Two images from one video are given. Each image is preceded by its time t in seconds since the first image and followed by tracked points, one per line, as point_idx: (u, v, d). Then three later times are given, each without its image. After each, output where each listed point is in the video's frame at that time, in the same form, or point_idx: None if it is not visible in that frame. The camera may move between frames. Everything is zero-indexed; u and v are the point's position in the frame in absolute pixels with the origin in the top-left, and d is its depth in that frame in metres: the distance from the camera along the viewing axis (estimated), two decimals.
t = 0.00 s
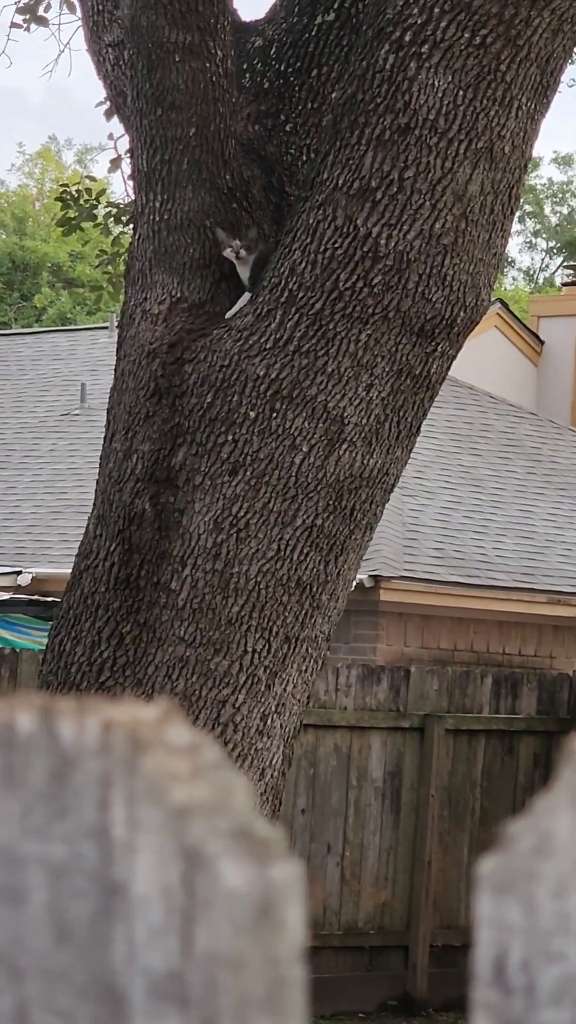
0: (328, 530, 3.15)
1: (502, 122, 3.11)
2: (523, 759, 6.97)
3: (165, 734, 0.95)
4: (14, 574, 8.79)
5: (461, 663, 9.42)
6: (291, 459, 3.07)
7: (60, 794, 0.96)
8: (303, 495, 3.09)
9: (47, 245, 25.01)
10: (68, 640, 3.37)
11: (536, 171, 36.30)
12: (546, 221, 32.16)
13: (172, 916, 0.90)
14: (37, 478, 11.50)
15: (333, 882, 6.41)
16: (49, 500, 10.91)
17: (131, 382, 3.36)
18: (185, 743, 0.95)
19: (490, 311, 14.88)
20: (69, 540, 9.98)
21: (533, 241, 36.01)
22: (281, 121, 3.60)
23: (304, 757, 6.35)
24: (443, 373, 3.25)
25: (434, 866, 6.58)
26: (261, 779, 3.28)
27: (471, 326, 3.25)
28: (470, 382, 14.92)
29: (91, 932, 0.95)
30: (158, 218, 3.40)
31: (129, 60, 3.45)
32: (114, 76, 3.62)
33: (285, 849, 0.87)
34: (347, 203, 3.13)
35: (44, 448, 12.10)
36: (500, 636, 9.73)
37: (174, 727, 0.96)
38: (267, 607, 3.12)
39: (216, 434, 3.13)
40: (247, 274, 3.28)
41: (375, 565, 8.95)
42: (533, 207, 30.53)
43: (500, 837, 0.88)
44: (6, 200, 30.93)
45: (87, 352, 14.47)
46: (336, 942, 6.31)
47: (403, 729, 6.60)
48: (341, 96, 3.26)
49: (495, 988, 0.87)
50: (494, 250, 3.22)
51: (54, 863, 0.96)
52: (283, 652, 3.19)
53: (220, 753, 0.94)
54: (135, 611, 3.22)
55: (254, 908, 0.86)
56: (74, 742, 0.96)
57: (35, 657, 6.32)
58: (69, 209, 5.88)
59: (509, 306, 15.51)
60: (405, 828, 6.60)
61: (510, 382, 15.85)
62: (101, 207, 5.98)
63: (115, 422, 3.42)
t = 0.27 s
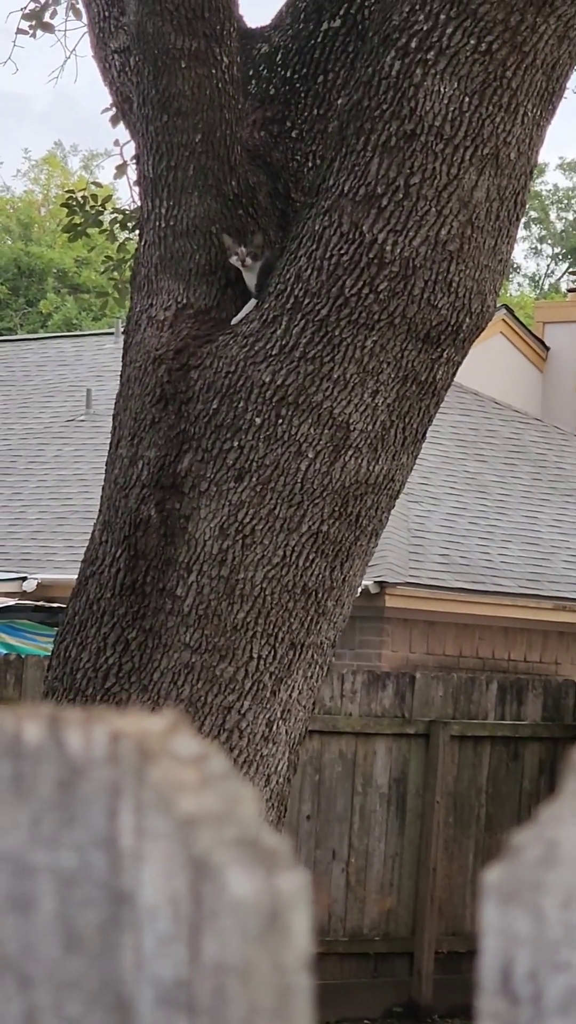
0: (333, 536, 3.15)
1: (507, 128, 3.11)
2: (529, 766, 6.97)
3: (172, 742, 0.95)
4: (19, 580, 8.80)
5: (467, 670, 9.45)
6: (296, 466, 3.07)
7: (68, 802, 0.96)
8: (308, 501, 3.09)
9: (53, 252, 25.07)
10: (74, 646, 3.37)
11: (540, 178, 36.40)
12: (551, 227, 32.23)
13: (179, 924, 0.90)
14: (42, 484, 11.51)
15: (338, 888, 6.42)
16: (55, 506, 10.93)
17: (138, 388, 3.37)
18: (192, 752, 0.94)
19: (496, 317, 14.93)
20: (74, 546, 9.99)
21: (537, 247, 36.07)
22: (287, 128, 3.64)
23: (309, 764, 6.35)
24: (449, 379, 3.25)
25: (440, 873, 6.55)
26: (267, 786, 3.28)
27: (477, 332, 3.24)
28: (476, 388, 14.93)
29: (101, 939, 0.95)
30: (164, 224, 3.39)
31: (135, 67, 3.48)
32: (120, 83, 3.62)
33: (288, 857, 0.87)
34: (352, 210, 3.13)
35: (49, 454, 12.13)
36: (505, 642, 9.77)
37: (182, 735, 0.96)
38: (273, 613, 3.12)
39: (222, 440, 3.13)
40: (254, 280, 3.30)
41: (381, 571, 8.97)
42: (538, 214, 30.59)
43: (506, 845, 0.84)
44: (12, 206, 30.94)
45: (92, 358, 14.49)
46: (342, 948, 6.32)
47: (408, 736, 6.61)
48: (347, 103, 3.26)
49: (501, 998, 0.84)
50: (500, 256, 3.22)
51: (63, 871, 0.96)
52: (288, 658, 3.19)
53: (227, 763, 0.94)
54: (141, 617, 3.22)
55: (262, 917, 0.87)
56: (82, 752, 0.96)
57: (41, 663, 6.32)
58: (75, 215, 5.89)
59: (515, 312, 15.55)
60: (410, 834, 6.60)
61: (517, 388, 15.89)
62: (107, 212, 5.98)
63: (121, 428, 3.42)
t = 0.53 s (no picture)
0: (340, 542, 3.15)
1: (514, 133, 3.10)
2: (536, 772, 6.94)
3: (175, 752, 0.94)
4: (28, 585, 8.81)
5: (473, 676, 9.41)
6: (303, 471, 3.07)
7: (71, 811, 0.94)
8: (315, 506, 3.09)
9: (62, 257, 25.14)
10: (80, 652, 3.38)
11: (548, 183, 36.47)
12: (561, 232, 32.27)
13: (181, 932, 0.89)
14: (51, 489, 11.53)
15: (345, 894, 6.42)
16: (63, 510, 10.94)
17: (144, 394, 3.37)
18: (195, 763, 0.93)
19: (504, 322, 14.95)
20: (83, 550, 10.01)
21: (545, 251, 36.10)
22: (293, 133, 3.64)
23: (316, 769, 6.37)
24: (455, 385, 3.24)
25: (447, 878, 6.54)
26: (273, 792, 3.28)
27: (483, 338, 3.24)
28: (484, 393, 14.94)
29: (103, 947, 0.93)
30: (171, 230, 3.40)
31: (142, 72, 3.48)
32: (127, 88, 3.63)
33: (291, 866, 0.87)
34: (359, 215, 3.13)
35: (58, 459, 12.15)
36: (513, 648, 9.72)
37: (184, 745, 0.95)
38: (279, 619, 3.12)
39: (228, 446, 3.13)
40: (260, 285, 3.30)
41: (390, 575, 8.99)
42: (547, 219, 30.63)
43: (506, 854, 0.88)
44: (21, 211, 30.99)
45: (101, 363, 14.52)
46: (348, 954, 6.32)
47: (415, 742, 6.60)
48: (353, 108, 3.26)
49: (501, 1006, 0.87)
50: (506, 262, 3.21)
51: (65, 879, 0.94)
52: (295, 663, 3.19)
53: (229, 772, 0.93)
54: (148, 623, 3.22)
55: (263, 925, 0.87)
56: (85, 761, 0.94)
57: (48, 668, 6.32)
58: (81, 221, 5.89)
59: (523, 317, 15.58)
60: (417, 840, 6.59)
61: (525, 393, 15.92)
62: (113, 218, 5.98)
63: (128, 434, 3.42)
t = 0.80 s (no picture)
0: (347, 544, 3.15)
1: (521, 136, 3.10)
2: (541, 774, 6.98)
3: (213, 755, 0.84)
4: (33, 587, 8.82)
5: (479, 678, 9.50)
6: (310, 474, 3.06)
7: (106, 813, 0.83)
8: (322, 509, 3.09)
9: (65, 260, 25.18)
10: (88, 654, 3.38)
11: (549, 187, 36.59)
12: (563, 236, 32.37)
13: (220, 934, 0.79)
14: (56, 492, 11.54)
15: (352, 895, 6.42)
16: (67, 514, 10.95)
17: (152, 396, 3.38)
18: (232, 763, 0.84)
19: (507, 325, 14.99)
20: (87, 552, 10.01)
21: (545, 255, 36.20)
22: (300, 136, 3.65)
23: (322, 770, 6.36)
24: (462, 387, 3.24)
25: (453, 880, 6.56)
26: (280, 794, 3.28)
27: (491, 340, 3.24)
28: (489, 398, 14.98)
29: (139, 954, 0.82)
30: (179, 232, 3.42)
31: (150, 74, 3.49)
32: (134, 91, 3.64)
33: (329, 864, 0.77)
34: (366, 218, 3.13)
35: (62, 462, 12.17)
36: (519, 651, 9.81)
37: (221, 748, 0.85)
38: (286, 621, 3.12)
39: (236, 448, 3.12)
40: (267, 288, 3.30)
41: (394, 579, 9.04)
42: (548, 222, 30.74)
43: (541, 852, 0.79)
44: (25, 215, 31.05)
45: (104, 365, 14.54)
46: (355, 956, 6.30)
47: (421, 744, 6.60)
48: (361, 112, 3.27)
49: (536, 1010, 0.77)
50: (513, 264, 3.21)
51: (100, 881, 0.83)
52: (302, 666, 3.19)
53: (268, 773, 0.83)
54: (155, 625, 3.22)
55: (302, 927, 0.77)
56: (120, 765, 0.82)
57: (55, 669, 6.32)
58: (89, 223, 5.89)
59: (526, 321, 15.63)
60: (423, 842, 6.59)
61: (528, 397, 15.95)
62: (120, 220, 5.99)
63: (135, 436, 3.43)
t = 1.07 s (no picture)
0: (352, 545, 3.14)
1: (527, 137, 3.09)
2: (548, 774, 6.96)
3: (190, 748, 0.96)
4: (40, 587, 8.84)
5: (485, 678, 9.49)
6: (315, 474, 3.07)
7: (89, 809, 0.95)
8: (327, 509, 3.09)
9: (72, 260, 25.23)
10: (93, 653, 3.38)
11: (558, 186, 36.56)
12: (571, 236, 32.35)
13: (199, 928, 0.92)
14: (63, 492, 11.56)
15: (358, 896, 6.44)
16: (74, 514, 10.95)
17: (157, 396, 3.38)
18: (211, 758, 0.96)
19: (515, 325, 15.00)
20: (94, 553, 10.03)
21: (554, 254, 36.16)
22: (305, 137, 3.66)
23: (328, 771, 6.36)
24: (468, 387, 3.23)
25: (459, 882, 6.54)
26: (286, 794, 3.28)
27: (496, 340, 3.23)
28: (497, 398, 14.99)
29: (122, 941, 0.95)
30: (184, 232, 3.41)
31: (155, 74, 3.49)
32: (139, 92, 3.64)
33: (305, 862, 0.91)
34: (372, 218, 3.12)
35: (69, 462, 12.19)
36: (525, 651, 9.78)
37: (199, 739, 0.97)
38: (292, 621, 3.12)
39: (241, 448, 3.13)
40: (273, 288, 3.30)
41: (400, 579, 9.05)
42: (556, 220, 30.72)
43: (521, 852, 0.91)
44: (32, 215, 31.07)
45: (111, 365, 14.57)
46: (360, 957, 6.33)
47: (427, 744, 6.60)
48: (366, 112, 3.27)
49: (517, 1002, 0.89)
50: (519, 265, 3.20)
51: (86, 875, 0.96)
52: (308, 666, 3.19)
53: (245, 770, 0.96)
54: (161, 625, 3.22)
55: (277, 921, 0.90)
56: (101, 758, 0.95)
57: (61, 670, 6.34)
58: (95, 223, 5.90)
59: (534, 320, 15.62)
60: (429, 843, 6.60)
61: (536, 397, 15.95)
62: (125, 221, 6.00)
63: (141, 436, 3.43)
